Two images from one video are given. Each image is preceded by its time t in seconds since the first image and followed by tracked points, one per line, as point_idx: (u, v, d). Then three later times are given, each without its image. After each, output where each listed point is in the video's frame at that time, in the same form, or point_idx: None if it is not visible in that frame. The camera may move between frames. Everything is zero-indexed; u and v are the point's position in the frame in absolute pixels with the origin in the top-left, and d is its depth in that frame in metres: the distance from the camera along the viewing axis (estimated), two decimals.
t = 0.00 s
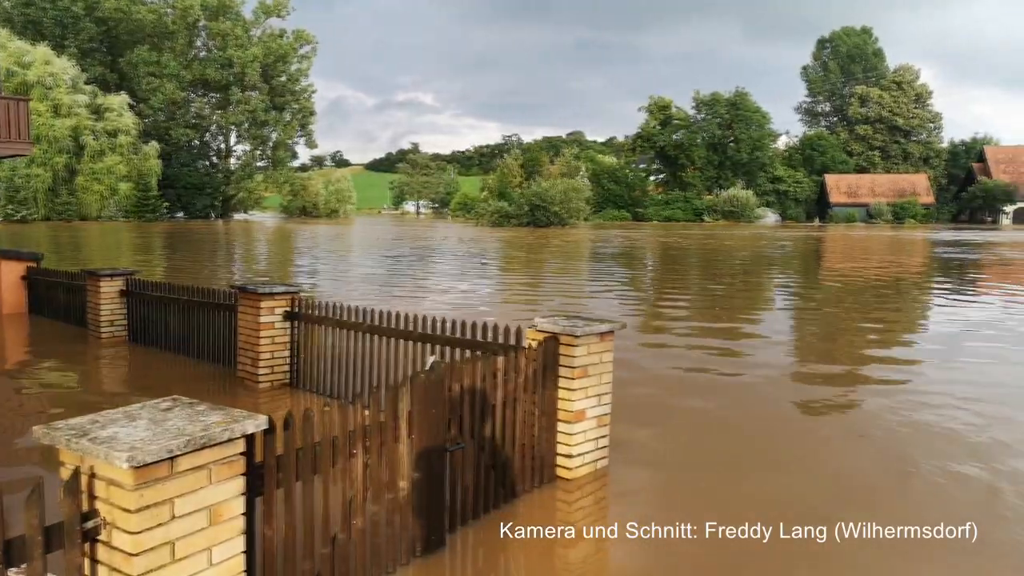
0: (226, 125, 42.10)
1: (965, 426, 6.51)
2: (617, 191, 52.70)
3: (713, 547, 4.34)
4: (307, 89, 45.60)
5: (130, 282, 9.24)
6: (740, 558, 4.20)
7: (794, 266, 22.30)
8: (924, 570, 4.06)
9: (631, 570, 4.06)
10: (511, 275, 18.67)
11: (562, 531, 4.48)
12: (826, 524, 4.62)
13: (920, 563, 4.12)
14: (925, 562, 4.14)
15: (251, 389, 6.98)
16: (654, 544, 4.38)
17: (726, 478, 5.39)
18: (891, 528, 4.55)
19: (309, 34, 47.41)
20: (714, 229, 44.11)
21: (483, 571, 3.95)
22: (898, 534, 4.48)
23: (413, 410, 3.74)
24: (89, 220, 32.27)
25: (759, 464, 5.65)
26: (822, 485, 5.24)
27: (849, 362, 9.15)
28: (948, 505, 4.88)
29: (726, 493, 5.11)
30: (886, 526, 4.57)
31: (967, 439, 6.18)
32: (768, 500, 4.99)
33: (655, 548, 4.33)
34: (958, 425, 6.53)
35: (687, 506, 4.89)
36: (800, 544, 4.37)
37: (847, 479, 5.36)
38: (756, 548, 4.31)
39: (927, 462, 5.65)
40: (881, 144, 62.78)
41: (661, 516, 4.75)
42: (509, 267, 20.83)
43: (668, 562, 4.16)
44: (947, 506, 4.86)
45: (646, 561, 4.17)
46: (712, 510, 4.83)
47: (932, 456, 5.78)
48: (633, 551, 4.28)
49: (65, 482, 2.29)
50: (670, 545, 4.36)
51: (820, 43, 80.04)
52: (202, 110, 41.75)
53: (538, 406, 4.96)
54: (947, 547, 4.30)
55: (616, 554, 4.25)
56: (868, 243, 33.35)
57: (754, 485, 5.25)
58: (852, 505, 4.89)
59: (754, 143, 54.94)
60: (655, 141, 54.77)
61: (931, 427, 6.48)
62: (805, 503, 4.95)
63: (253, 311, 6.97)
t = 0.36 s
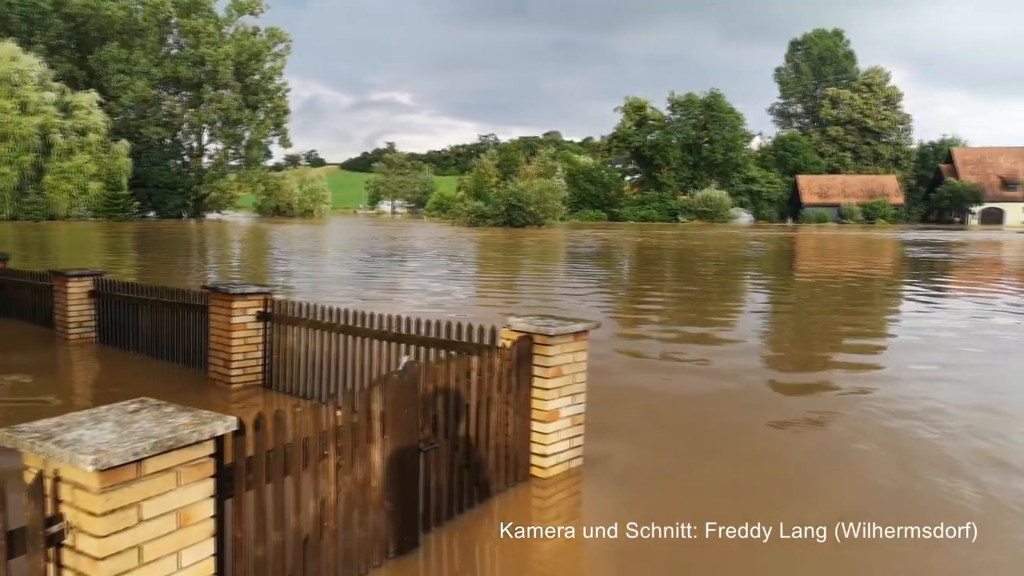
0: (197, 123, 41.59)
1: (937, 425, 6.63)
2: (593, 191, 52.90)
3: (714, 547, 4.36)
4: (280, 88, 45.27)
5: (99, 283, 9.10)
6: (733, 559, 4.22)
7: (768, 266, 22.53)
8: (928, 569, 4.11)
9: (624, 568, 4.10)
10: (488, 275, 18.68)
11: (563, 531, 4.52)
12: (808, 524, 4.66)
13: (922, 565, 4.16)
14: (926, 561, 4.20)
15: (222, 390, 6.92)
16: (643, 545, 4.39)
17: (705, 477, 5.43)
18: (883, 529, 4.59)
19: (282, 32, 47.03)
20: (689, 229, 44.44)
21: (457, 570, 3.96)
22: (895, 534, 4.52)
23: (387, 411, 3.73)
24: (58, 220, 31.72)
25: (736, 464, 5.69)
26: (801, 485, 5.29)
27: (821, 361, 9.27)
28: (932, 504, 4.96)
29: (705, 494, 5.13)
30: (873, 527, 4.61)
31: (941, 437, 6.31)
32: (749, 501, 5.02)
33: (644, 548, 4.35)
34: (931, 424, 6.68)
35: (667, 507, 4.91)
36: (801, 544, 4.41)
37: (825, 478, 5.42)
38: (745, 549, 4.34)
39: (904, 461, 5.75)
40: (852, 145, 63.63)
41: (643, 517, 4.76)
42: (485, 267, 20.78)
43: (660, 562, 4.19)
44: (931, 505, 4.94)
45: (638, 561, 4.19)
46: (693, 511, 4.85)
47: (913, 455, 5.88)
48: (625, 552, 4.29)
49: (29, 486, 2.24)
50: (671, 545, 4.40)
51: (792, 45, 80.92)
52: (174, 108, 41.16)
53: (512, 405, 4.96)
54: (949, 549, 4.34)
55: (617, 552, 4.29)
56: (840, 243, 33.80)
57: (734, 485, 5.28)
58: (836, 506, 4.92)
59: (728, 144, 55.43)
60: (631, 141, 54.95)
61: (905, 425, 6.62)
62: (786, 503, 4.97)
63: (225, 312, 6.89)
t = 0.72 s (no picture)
0: (170, 122, 41.02)
1: (913, 421, 6.71)
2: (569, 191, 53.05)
3: (713, 547, 4.37)
4: (254, 86, 44.86)
5: (67, 283, 8.96)
6: (720, 559, 4.23)
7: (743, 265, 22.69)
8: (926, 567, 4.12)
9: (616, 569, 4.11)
10: (464, 275, 18.66)
11: (562, 531, 4.56)
12: (785, 522, 4.69)
13: (924, 564, 4.16)
14: (922, 560, 4.21)
15: (194, 391, 6.84)
16: (628, 545, 4.39)
17: (682, 476, 5.46)
18: (866, 526, 4.62)
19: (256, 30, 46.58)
20: (665, 229, 44.69)
21: (431, 570, 3.97)
22: (889, 532, 4.54)
23: (360, 411, 3.71)
24: (26, 220, 31.13)
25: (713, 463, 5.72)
26: (777, 482, 5.33)
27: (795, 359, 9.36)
28: (915, 500, 5.01)
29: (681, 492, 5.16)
30: (856, 525, 4.64)
31: (918, 434, 6.39)
32: (726, 499, 5.05)
33: (629, 549, 4.35)
34: (905, 420, 6.77)
35: (646, 506, 4.93)
36: (801, 544, 4.41)
37: (802, 475, 5.47)
38: (731, 548, 4.36)
39: (881, 457, 5.82)
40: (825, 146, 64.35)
41: (622, 517, 4.78)
42: (462, 267, 20.73)
43: (647, 561, 4.20)
44: (916, 502, 4.98)
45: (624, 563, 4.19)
46: (672, 510, 4.87)
47: (893, 451, 5.94)
48: (612, 553, 4.29)
49: None
50: (670, 545, 4.40)
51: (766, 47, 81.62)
52: (145, 106, 40.48)
53: (487, 405, 4.96)
54: (948, 548, 4.35)
55: (616, 553, 4.30)
56: (813, 242, 34.19)
57: (712, 484, 5.31)
58: (814, 503, 4.97)
59: (704, 145, 55.79)
60: (607, 141, 55.21)
61: (881, 422, 6.70)
62: (764, 501, 5.00)
63: (197, 313, 6.81)
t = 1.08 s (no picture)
0: (137, 120, 40.29)
1: (887, 418, 6.82)
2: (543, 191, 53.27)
3: (709, 546, 4.38)
4: (224, 84, 44.35)
5: (31, 284, 8.79)
6: (705, 559, 4.25)
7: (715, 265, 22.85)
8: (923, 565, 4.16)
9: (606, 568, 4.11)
10: (438, 275, 18.61)
11: (563, 531, 4.57)
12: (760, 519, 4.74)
13: (926, 564, 4.17)
14: (918, 557, 4.25)
15: (160, 394, 6.73)
16: (611, 545, 4.40)
17: (657, 475, 5.49)
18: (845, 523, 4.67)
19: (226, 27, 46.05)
20: (638, 228, 44.96)
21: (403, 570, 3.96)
22: (880, 530, 4.58)
23: (329, 412, 3.69)
24: None
25: (687, 461, 5.76)
26: (751, 481, 5.38)
27: (766, 357, 9.49)
28: (896, 498, 5.07)
29: (656, 491, 5.20)
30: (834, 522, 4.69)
31: (891, 430, 6.49)
32: (703, 498, 5.08)
33: (612, 548, 4.36)
34: (877, 417, 6.87)
35: (624, 506, 4.94)
36: (800, 543, 4.43)
37: (776, 473, 5.53)
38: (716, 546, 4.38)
39: (857, 454, 5.90)
40: (794, 147, 65.18)
41: (600, 517, 4.79)
42: (435, 267, 20.64)
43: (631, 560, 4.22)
44: (897, 499, 5.05)
45: (608, 562, 4.19)
46: (650, 509, 4.89)
47: (869, 447, 6.02)
48: (595, 553, 4.30)
49: None
50: (668, 545, 4.41)
51: (735, 48, 82.54)
52: (111, 103, 39.62)
53: (459, 405, 4.95)
54: (950, 548, 4.37)
55: (611, 553, 4.31)
56: (783, 242, 34.63)
57: (687, 483, 5.34)
58: (790, 500, 5.02)
59: (675, 145, 56.24)
60: (580, 141, 55.57)
61: (853, 419, 6.80)
62: (741, 500, 5.03)
63: (163, 314, 6.71)
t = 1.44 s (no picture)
0: (105, 118, 39.64)
1: (862, 416, 6.91)
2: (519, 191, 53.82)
3: (712, 547, 4.39)
4: (194, 81, 43.79)
5: None
6: (689, 558, 4.26)
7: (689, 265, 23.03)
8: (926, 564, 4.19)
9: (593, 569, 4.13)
10: (413, 275, 18.54)
11: (562, 531, 4.59)
12: (734, 518, 4.77)
13: (929, 563, 4.20)
14: (920, 556, 4.28)
15: (129, 396, 6.63)
16: (592, 545, 4.40)
17: (636, 473, 5.52)
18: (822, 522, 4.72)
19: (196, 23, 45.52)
20: (613, 228, 45.13)
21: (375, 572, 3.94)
22: (873, 529, 4.62)
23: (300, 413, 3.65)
24: None
25: (663, 461, 5.79)
26: (725, 479, 5.42)
27: (741, 357, 9.58)
28: (872, 495, 5.14)
29: (631, 489, 5.22)
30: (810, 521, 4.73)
31: (861, 427, 6.61)
32: (679, 498, 5.11)
33: (592, 548, 4.37)
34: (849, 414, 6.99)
35: (601, 506, 4.94)
36: (801, 544, 4.44)
37: (751, 471, 5.57)
38: (695, 546, 4.41)
39: (832, 451, 5.98)
40: (766, 147, 65.84)
41: (577, 516, 4.79)
42: (410, 267, 20.53)
43: (612, 561, 4.22)
44: (875, 497, 5.11)
45: (590, 564, 4.19)
46: (631, 509, 4.90)
47: (846, 446, 6.11)
48: (574, 554, 4.31)
49: None
50: (668, 545, 4.42)
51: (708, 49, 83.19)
52: (79, 101, 38.57)
53: (432, 405, 4.94)
54: (951, 548, 4.38)
55: (610, 553, 4.32)
56: (755, 241, 34.97)
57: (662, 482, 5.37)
58: (766, 499, 5.05)
59: (649, 145, 56.53)
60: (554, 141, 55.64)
61: (823, 416, 6.91)
62: (718, 499, 5.06)
63: (131, 315, 6.61)
